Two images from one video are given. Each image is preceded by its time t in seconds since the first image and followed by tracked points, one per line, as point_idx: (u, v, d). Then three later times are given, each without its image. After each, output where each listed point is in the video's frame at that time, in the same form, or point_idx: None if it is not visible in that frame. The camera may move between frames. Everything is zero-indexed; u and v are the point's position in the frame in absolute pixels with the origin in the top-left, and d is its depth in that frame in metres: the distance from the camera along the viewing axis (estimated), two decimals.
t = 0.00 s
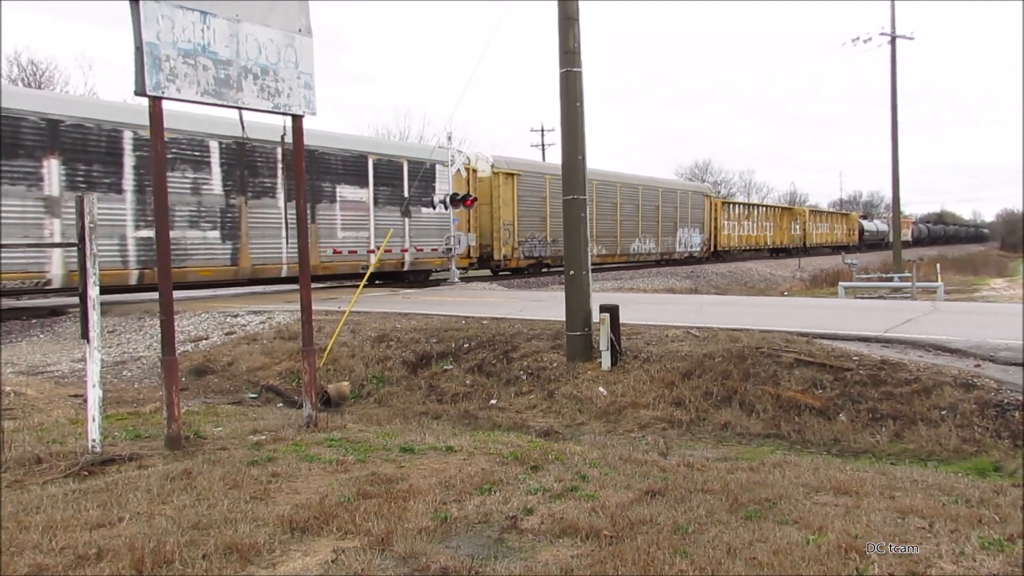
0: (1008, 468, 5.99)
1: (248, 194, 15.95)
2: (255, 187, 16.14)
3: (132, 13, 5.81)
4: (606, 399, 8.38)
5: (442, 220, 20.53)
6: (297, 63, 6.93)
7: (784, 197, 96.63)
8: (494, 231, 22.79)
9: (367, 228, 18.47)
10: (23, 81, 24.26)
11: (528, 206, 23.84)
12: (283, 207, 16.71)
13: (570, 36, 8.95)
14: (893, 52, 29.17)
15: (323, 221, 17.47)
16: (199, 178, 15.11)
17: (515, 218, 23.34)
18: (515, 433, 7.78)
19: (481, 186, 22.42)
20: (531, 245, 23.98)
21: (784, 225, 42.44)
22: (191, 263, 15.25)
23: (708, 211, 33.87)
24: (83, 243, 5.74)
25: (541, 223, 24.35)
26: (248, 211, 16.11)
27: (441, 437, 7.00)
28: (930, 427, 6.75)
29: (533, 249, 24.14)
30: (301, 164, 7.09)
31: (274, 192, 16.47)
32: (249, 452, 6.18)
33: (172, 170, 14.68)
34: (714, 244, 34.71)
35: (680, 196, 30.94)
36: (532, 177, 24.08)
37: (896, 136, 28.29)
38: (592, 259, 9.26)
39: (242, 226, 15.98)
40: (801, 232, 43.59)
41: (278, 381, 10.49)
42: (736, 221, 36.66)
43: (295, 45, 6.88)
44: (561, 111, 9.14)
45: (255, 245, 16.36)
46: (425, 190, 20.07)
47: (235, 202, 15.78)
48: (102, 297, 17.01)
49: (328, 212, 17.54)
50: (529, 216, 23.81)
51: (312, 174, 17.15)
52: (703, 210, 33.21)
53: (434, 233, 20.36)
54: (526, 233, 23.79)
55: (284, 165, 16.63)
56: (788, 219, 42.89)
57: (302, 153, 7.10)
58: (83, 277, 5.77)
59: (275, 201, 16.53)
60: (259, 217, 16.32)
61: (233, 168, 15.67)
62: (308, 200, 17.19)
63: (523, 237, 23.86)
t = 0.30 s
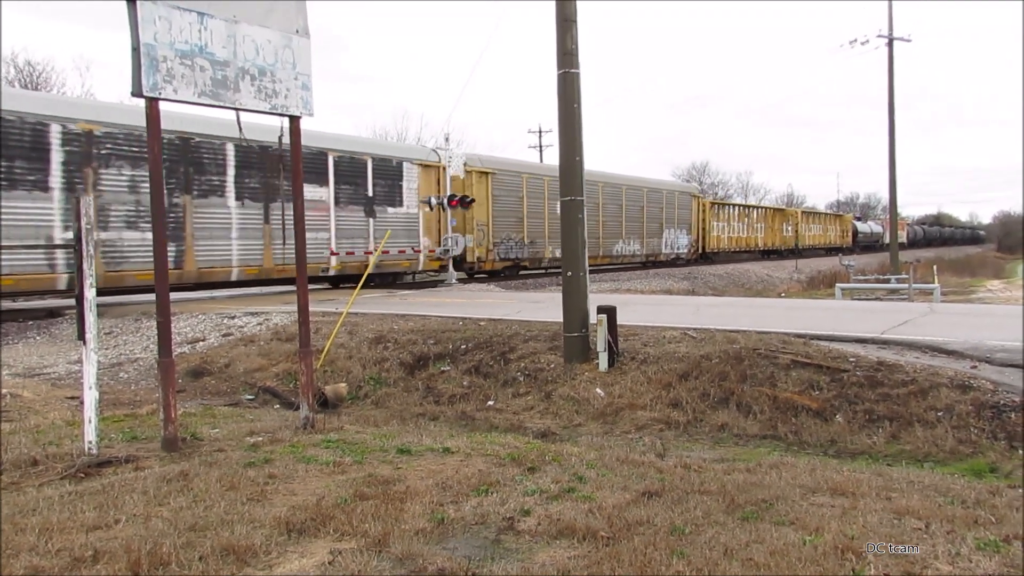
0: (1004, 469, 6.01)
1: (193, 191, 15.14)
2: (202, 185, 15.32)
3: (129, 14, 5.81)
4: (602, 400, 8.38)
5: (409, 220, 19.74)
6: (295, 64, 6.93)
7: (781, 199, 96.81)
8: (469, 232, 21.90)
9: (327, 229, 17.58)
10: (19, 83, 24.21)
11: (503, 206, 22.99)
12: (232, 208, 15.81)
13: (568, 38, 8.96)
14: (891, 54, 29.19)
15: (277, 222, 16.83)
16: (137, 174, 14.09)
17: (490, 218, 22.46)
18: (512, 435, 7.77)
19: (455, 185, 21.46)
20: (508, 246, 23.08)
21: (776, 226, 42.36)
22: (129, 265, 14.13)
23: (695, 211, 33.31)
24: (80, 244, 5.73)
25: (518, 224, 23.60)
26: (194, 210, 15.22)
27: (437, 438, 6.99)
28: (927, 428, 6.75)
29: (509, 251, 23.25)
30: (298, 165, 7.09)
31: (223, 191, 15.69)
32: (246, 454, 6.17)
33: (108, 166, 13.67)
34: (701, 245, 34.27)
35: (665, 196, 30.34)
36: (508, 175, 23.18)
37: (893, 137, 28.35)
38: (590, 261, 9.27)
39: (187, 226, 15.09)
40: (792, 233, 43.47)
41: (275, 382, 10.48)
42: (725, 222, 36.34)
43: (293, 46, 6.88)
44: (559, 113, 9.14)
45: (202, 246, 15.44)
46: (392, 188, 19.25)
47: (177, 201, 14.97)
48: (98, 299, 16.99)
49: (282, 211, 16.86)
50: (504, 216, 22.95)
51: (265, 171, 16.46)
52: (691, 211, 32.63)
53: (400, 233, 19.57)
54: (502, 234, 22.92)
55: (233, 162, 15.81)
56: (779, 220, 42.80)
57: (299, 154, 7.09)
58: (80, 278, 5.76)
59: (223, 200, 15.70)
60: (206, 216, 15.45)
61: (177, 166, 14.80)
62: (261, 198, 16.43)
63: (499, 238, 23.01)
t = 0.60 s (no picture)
0: (1001, 470, 6.03)
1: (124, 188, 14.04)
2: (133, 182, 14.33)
3: (127, 14, 5.80)
4: (600, 401, 8.38)
5: (369, 219, 19.25)
6: (293, 64, 6.92)
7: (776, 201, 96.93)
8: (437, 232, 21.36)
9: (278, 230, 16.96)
10: (16, 82, 24.22)
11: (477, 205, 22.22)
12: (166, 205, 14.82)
13: (565, 39, 8.97)
14: (887, 56, 29.26)
15: (222, 222, 15.88)
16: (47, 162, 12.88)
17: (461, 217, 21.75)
18: (510, 435, 7.78)
19: (421, 182, 20.89)
20: (480, 247, 22.32)
21: (765, 227, 42.27)
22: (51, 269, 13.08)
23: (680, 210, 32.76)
24: (77, 244, 5.73)
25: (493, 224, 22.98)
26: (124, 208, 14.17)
27: (435, 438, 7.00)
28: (923, 430, 6.76)
29: (483, 252, 22.50)
30: (296, 166, 7.08)
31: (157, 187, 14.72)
32: (243, 454, 6.16)
33: (23, 159, 12.45)
34: (687, 246, 33.75)
35: (649, 196, 29.63)
36: (481, 173, 22.33)
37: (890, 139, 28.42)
38: (588, 261, 9.27)
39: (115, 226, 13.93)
40: (782, 235, 43.35)
41: (272, 382, 10.48)
42: (712, 223, 35.95)
43: (291, 46, 6.86)
44: (556, 113, 9.14)
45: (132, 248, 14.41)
46: (350, 186, 18.76)
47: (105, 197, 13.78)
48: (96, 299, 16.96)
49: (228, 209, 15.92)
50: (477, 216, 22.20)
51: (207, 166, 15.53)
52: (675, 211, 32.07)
53: (361, 233, 19.07)
54: (474, 234, 22.17)
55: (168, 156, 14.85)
56: (769, 222, 42.64)
57: (297, 154, 7.09)
58: (77, 278, 5.75)
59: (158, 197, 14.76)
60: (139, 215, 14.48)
61: (104, 159, 13.70)
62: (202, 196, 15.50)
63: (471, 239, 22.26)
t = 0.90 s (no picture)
0: (998, 472, 6.04)
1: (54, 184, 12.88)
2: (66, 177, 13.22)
3: (125, 14, 5.80)
4: (597, 402, 8.38)
5: (330, 219, 18.53)
6: (291, 65, 6.92)
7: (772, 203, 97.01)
8: (405, 234, 20.75)
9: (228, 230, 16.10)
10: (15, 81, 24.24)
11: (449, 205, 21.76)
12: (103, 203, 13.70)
13: (564, 40, 8.98)
14: (885, 58, 29.31)
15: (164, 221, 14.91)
16: None
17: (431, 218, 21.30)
18: (507, 436, 7.78)
19: (388, 181, 20.42)
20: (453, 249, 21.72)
21: (757, 228, 42.06)
22: None
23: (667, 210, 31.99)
24: (74, 244, 5.71)
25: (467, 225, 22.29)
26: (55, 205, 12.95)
27: (433, 439, 6.99)
28: (920, 431, 6.77)
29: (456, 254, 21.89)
30: (294, 167, 7.07)
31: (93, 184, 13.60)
32: (239, 455, 6.15)
33: None
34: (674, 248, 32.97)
35: (636, 196, 29.09)
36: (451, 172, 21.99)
37: (887, 141, 28.49)
38: (586, 262, 9.28)
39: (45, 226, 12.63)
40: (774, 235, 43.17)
41: (270, 383, 10.46)
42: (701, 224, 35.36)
43: (289, 47, 6.87)
44: (554, 115, 9.14)
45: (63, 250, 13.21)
46: (311, 183, 18.04)
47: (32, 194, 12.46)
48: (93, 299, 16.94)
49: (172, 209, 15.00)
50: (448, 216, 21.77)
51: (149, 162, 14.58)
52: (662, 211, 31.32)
53: (322, 234, 18.32)
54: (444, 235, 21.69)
55: (103, 151, 13.69)
56: (761, 223, 42.44)
57: (295, 155, 7.08)
58: (74, 279, 5.74)
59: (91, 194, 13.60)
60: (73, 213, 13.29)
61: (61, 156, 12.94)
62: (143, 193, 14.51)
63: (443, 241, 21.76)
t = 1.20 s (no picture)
0: (996, 474, 6.07)
1: None
2: None
3: (123, 15, 5.79)
4: (595, 404, 8.39)
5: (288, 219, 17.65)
6: (289, 66, 6.92)
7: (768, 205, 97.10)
8: (371, 235, 20.04)
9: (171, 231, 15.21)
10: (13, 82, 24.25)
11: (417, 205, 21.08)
12: (27, 202, 12.01)
13: (562, 42, 8.98)
14: (882, 61, 29.35)
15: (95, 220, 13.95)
16: None
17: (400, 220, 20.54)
18: (505, 438, 7.77)
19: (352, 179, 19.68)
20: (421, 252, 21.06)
21: (749, 230, 41.88)
22: None
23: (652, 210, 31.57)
24: (71, 245, 5.70)
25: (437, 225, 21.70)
26: None
27: (431, 441, 6.99)
28: (918, 434, 6.79)
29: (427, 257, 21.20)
30: (293, 168, 7.07)
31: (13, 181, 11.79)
32: (237, 456, 6.15)
33: None
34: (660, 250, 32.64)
35: (618, 196, 28.59)
36: (421, 171, 21.29)
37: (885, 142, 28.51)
38: (584, 264, 9.28)
39: None
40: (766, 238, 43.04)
41: (268, 384, 10.45)
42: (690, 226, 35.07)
43: (287, 48, 6.87)
44: (553, 116, 9.15)
45: None
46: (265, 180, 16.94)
47: None
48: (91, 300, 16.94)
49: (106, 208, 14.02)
50: (417, 216, 21.13)
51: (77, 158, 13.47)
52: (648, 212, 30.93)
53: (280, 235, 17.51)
54: (413, 236, 20.98)
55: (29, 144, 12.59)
56: (754, 224, 42.28)
57: (293, 156, 7.08)
58: (72, 281, 5.74)
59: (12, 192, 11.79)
60: None
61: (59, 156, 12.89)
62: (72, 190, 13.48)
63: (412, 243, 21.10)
